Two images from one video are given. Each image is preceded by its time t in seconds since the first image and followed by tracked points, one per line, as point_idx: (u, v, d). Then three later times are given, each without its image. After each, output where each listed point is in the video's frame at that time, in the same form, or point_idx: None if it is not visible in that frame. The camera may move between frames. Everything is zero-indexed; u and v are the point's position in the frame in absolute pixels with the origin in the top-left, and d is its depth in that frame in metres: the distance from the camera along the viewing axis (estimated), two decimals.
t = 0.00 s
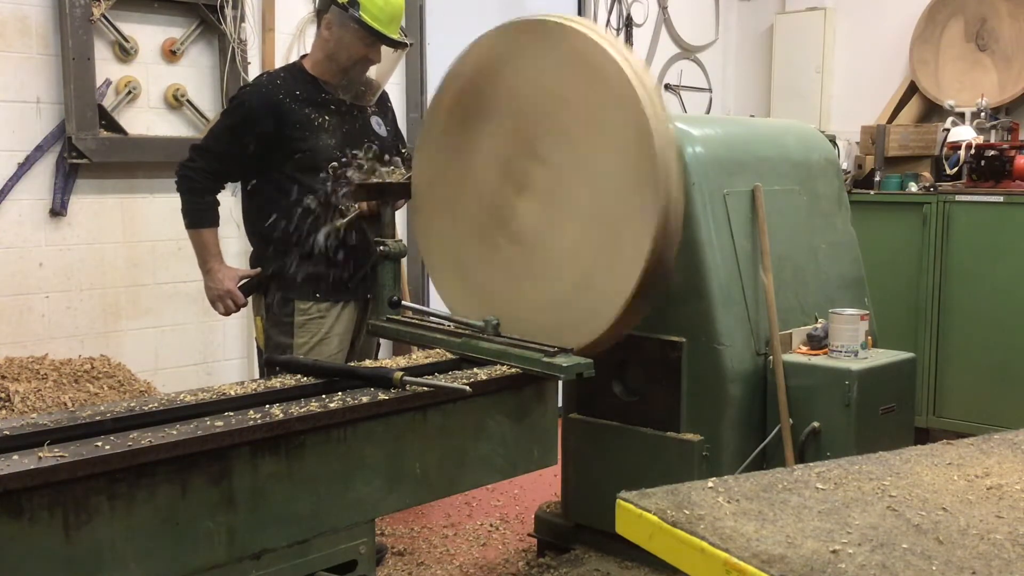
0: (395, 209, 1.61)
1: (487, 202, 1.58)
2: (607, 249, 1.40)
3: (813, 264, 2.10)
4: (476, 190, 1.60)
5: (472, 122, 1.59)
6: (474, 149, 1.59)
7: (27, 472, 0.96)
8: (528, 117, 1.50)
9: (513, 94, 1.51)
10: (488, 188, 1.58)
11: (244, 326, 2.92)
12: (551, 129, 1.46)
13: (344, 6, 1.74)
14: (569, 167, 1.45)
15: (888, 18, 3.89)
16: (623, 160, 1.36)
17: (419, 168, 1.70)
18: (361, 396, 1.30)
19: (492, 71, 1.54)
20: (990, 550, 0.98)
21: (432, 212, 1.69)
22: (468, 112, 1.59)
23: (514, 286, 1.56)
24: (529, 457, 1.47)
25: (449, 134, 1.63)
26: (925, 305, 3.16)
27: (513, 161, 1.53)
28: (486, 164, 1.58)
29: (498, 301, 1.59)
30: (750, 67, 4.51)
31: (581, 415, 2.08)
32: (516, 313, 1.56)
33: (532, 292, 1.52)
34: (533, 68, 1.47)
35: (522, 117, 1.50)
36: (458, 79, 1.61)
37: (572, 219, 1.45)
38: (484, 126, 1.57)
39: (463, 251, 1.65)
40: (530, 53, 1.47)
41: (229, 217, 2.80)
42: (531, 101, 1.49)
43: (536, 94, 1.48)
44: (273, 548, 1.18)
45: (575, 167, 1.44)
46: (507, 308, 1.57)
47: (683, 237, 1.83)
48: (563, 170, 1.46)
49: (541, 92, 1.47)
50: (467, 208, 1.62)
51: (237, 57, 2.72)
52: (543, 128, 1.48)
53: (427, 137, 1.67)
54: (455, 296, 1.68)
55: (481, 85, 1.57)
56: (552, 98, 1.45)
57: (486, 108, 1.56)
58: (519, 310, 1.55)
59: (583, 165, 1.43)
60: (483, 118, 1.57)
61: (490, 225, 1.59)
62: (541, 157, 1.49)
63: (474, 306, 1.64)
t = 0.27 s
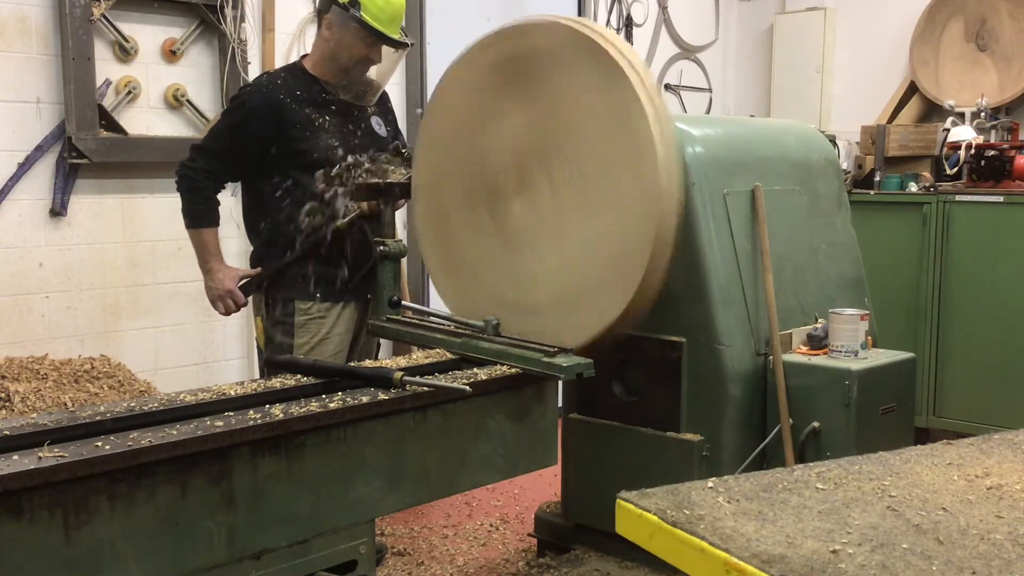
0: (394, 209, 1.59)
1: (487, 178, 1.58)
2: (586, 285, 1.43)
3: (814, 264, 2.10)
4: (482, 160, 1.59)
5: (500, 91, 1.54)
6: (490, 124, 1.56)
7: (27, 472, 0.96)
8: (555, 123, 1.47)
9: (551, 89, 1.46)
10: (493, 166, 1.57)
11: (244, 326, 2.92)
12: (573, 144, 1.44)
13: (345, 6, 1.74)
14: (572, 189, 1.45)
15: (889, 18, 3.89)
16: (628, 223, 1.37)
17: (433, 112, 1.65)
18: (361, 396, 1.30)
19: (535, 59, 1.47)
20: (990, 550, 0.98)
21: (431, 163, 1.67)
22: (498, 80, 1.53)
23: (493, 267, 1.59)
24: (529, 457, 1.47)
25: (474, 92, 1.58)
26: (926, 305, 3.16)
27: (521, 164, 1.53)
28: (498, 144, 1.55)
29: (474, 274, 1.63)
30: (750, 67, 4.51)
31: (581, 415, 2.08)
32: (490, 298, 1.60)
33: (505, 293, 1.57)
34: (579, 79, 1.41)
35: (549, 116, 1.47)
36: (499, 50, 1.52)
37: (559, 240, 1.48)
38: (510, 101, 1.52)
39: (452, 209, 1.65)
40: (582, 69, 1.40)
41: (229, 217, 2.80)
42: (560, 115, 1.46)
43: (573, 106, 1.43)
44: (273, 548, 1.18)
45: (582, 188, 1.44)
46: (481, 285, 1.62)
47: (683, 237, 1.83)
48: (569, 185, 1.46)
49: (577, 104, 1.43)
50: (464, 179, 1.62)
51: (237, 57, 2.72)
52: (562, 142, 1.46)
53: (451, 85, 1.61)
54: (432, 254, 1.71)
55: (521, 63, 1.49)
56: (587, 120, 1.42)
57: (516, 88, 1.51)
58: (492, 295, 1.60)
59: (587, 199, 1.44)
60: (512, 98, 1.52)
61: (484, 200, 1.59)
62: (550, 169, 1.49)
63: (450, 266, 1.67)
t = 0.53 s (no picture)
0: (394, 209, 1.60)
1: (491, 157, 1.57)
2: (554, 299, 1.49)
3: (814, 264, 2.10)
4: (495, 135, 1.56)
5: (535, 81, 1.48)
6: (512, 109, 1.52)
7: (27, 472, 0.96)
8: (574, 144, 1.44)
9: (585, 109, 1.41)
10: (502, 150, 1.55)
11: (244, 326, 2.92)
12: (586, 168, 1.43)
13: (345, 6, 1.74)
14: (569, 207, 1.46)
15: (889, 18, 3.89)
16: (609, 278, 1.41)
17: (464, 66, 1.58)
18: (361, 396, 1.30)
19: (580, 82, 1.41)
20: (990, 550, 0.98)
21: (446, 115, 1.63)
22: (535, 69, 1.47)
23: (475, 238, 1.62)
24: (529, 456, 1.47)
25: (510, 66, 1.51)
26: (926, 305, 3.16)
27: (525, 168, 1.52)
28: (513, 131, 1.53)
29: (455, 237, 1.65)
30: (750, 67, 4.51)
31: (581, 415, 2.08)
32: (467, 267, 1.64)
33: (478, 274, 1.62)
34: (617, 120, 1.38)
35: (572, 131, 1.44)
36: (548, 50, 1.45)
37: (539, 250, 1.52)
38: (540, 96, 1.48)
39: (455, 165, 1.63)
40: (622, 114, 1.36)
41: (229, 217, 2.80)
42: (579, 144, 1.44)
43: (602, 142, 1.40)
44: (273, 548, 1.18)
45: (578, 208, 1.45)
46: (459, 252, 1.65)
47: (683, 237, 1.83)
48: (568, 198, 1.47)
49: (606, 139, 1.40)
50: (469, 150, 1.60)
51: (237, 57, 2.72)
52: (571, 163, 1.45)
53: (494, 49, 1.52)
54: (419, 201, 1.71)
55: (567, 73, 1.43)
56: (610, 161, 1.40)
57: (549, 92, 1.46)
58: (468, 265, 1.64)
59: (577, 229, 1.46)
60: (543, 95, 1.47)
61: (483, 173, 1.59)
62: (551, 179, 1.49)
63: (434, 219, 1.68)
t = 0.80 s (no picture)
0: (394, 209, 1.61)
1: (502, 134, 1.54)
2: (524, 299, 1.54)
3: (814, 264, 2.10)
4: (515, 110, 1.51)
5: (575, 93, 1.42)
6: (538, 103, 1.48)
7: (27, 472, 0.96)
8: (582, 176, 1.43)
9: (608, 151, 1.39)
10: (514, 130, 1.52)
11: (244, 326, 2.92)
12: (586, 200, 1.43)
13: (346, 6, 1.74)
14: (555, 223, 1.48)
15: (889, 18, 3.89)
16: (571, 319, 1.47)
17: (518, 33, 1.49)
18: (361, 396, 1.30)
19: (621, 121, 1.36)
20: (990, 550, 0.98)
21: (483, 66, 1.56)
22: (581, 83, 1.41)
23: (463, 199, 1.63)
24: (529, 457, 1.47)
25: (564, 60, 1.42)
26: (926, 305, 3.16)
27: (525, 172, 1.52)
28: (531, 121, 1.49)
29: (444, 188, 1.66)
30: (751, 67, 4.51)
31: (581, 415, 2.08)
32: (448, 233, 1.67)
33: (453, 239, 1.66)
34: (633, 187, 1.36)
35: (586, 159, 1.42)
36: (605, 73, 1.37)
37: (514, 251, 1.56)
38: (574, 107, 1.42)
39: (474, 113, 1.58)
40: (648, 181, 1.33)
41: (228, 217, 2.80)
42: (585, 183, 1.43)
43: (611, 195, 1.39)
44: (273, 548, 1.18)
45: (564, 228, 1.47)
46: (442, 205, 1.67)
47: (683, 237, 1.83)
48: (560, 207, 1.47)
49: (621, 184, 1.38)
50: (487, 124, 1.56)
51: (237, 57, 2.72)
52: (568, 188, 1.45)
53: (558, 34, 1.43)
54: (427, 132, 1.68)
55: (611, 113, 1.37)
56: (614, 220, 1.39)
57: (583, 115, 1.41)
58: (447, 222, 1.67)
59: (552, 255, 1.49)
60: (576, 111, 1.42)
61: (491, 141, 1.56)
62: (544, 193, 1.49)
63: (432, 156, 1.67)
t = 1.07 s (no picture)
0: (394, 209, 1.62)
1: (517, 126, 1.51)
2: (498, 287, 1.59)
3: (814, 264, 2.10)
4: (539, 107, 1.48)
5: (602, 130, 1.39)
6: (561, 119, 1.45)
7: (27, 472, 0.96)
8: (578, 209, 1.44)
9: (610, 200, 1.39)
10: (529, 125, 1.49)
11: (244, 326, 2.92)
12: (575, 225, 1.45)
13: (347, 6, 1.74)
14: (539, 231, 1.51)
15: (889, 18, 3.89)
16: (532, 326, 1.53)
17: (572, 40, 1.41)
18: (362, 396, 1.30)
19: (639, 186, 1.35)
20: (990, 550, 0.98)
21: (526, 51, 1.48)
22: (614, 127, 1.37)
23: (461, 167, 1.62)
24: (529, 457, 1.47)
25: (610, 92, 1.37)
26: (926, 305, 3.16)
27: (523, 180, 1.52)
28: (549, 127, 1.47)
29: (448, 148, 1.64)
30: (750, 68, 4.51)
31: (581, 415, 2.08)
32: (434, 195, 1.68)
33: (438, 205, 1.68)
34: (620, 250, 1.38)
35: (586, 194, 1.43)
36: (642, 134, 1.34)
37: (493, 241, 1.59)
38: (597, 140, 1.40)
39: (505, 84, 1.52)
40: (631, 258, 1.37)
41: (228, 217, 2.80)
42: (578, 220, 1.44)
43: (600, 244, 1.41)
44: (273, 548, 1.18)
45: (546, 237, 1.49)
46: (440, 165, 1.66)
47: (683, 237, 1.83)
48: (550, 212, 1.48)
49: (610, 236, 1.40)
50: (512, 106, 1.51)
51: (237, 57, 2.72)
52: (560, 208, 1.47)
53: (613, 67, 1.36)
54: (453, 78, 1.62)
55: (632, 177, 1.36)
56: (598, 270, 1.42)
57: (601, 159, 1.40)
58: (439, 184, 1.67)
59: (527, 265, 1.53)
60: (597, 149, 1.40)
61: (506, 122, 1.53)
62: (535, 203, 1.51)
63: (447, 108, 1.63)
